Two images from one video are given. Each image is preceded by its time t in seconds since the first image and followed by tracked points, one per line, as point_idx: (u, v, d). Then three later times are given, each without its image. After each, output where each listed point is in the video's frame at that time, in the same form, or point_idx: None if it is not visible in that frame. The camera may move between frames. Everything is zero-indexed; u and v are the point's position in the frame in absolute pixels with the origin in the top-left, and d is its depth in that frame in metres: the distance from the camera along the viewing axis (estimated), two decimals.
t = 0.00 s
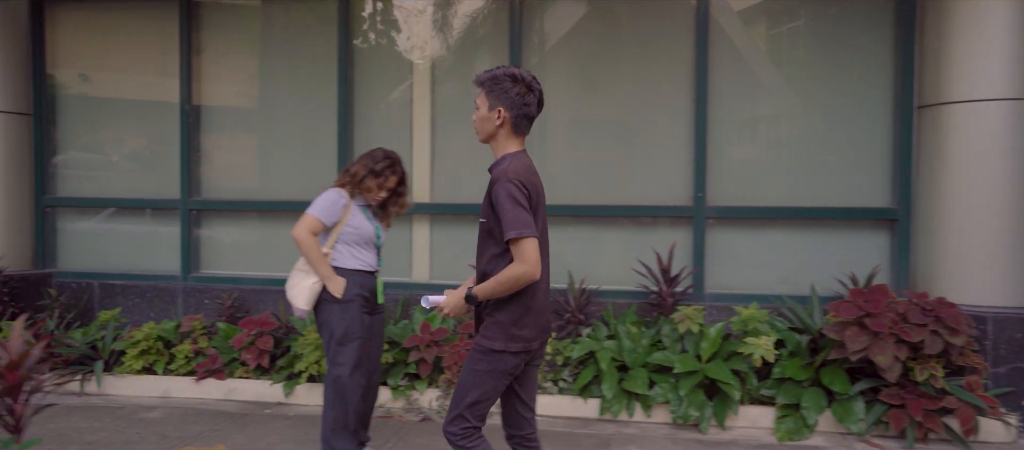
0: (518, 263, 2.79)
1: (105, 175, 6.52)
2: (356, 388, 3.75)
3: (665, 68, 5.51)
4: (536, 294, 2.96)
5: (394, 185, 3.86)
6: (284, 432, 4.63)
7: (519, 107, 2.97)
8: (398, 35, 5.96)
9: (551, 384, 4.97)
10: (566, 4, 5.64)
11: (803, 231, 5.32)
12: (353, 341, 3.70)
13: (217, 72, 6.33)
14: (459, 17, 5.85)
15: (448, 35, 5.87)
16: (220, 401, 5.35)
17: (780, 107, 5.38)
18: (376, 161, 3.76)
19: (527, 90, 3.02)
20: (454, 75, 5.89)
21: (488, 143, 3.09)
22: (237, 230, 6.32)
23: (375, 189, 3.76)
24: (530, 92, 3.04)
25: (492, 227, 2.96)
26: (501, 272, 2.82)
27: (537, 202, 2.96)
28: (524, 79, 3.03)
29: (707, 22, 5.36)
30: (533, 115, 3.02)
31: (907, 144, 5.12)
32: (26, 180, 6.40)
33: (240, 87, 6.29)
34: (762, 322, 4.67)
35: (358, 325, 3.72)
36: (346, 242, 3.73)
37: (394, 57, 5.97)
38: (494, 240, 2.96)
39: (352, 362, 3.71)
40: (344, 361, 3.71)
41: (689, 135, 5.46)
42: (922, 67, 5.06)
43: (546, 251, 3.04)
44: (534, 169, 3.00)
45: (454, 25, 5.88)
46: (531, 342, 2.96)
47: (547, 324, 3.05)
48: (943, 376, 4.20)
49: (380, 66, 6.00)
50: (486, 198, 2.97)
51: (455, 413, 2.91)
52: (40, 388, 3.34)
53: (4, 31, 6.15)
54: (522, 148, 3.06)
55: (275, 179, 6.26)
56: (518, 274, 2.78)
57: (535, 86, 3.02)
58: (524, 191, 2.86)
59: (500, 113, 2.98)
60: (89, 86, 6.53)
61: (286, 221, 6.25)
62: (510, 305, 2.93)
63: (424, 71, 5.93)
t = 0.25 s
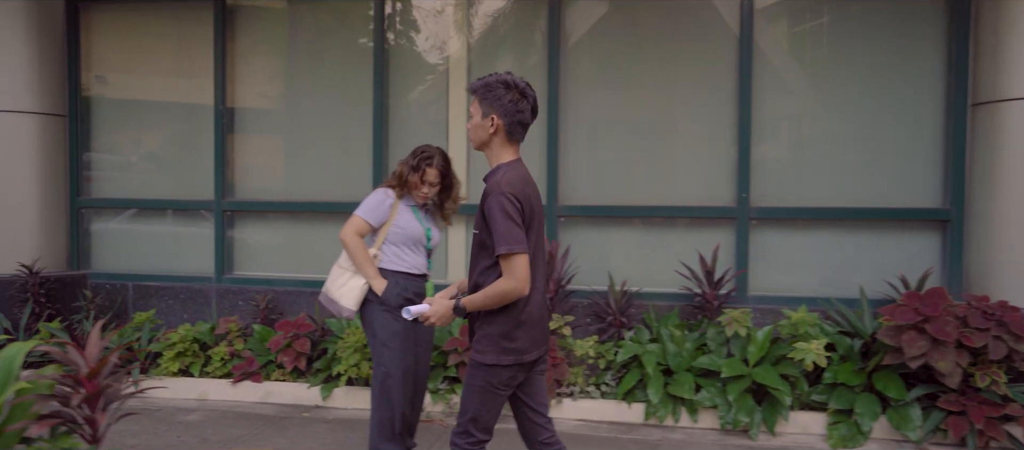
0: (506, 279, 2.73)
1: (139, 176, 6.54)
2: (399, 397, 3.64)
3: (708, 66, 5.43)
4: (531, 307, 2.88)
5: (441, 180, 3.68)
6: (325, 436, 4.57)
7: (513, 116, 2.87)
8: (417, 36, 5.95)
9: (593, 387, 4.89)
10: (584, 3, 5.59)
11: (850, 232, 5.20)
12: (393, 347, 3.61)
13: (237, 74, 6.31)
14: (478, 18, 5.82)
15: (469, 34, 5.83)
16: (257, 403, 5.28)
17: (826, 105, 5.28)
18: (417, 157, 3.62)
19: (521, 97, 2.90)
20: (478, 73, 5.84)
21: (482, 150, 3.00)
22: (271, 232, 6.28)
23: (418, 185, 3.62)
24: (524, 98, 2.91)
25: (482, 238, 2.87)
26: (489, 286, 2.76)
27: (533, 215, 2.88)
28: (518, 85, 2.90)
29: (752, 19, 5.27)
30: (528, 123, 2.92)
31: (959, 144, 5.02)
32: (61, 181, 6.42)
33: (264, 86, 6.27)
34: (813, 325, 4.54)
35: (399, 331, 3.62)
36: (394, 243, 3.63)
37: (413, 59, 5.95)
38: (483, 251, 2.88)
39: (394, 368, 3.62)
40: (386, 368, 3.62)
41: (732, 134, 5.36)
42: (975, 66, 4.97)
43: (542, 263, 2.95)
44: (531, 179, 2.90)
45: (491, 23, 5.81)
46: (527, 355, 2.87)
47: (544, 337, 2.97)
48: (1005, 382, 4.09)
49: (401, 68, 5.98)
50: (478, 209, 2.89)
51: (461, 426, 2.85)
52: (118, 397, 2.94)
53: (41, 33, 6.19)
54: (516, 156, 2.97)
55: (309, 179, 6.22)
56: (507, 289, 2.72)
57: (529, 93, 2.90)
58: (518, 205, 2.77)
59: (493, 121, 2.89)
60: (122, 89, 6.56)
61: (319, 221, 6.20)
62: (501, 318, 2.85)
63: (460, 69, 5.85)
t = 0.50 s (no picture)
0: (464, 269, 2.79)
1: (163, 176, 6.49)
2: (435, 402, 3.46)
3: (745, 62, 5.32)
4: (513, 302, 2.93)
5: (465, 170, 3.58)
6: (360, 440, 4.49)
7: (502, 103, 2.95)
8: (428, 35, 5.88)
9: (630, 390, 4.80)
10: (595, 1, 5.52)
11: (893, 231, 5.08)
12: (421, 347, 3.50)
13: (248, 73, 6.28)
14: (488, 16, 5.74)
15: (483, 33, 5.75)
16: (287, 406, 5.22)
17: (867, 102, 5.16)
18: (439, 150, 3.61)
19: (510, 85, 2.97)
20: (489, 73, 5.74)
21: (469, 137, 3.07)
22: (296, 232, 6.20)
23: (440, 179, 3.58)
24: (515, 87, 2.98)
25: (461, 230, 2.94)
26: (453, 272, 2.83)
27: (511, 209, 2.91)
28: (508, 73, 2.97)
29: (790, 15, 5.16)
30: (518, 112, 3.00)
31: (1006, 141, 4.89)
32: (85, 180, 6.38)
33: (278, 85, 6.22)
34: (860, 328, 4.43)
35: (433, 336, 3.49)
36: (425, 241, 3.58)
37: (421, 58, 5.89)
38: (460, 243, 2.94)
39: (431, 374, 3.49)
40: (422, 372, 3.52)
41: (770, 132, 5.26)
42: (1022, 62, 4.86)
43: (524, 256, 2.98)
44: (511, 172, 2.93)
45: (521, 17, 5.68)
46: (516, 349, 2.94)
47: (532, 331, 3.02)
48: None
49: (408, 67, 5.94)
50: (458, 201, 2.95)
51: (478, 429, 2.92)
52: (184, 408, 2.91)
53: (65, 32, 6.14)
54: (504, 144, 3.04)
55: (336, 178, 6.14)
56: (465, 279, 2.78)
57: (517, 81, 2.97)
58: (490, 197, 2.81)
59: (480, 108, 2.96)
60: (145, 88, 6.51)
61: (345, 222, 6.12)
62: (480, 310, 2.92)
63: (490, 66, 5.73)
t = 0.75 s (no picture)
0: (438, 277, 2.72)
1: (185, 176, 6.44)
2: (445, 408, 3.05)
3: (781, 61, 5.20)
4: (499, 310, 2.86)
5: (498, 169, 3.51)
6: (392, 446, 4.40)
7: (489, 112, 2.90)
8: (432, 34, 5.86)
9: (665, 396, 4.71)
10: None
11: (933, 234, 4.97)
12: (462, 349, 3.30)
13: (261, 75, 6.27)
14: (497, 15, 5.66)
15: (493, 33, 5.67)
16: (314, 411, 5.13)
17: (906, 102, 5.06)
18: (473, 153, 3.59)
19: (498, 94, 2.93)
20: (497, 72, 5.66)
21: (456, 145, 3.01)
22: (320, 233, 6.12)
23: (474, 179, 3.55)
24: (502, 95, 2.94)
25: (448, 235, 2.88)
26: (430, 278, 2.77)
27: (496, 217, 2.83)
28: (496, 81, 2.93)
29: (825, 12, 5.05)
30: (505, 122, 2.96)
31: None
32: (107, 181, 6.33)
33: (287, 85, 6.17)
34: (903, 333, 4.32)
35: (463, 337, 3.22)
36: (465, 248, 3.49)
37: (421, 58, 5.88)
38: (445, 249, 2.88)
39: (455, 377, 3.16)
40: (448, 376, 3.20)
41: (806, 132, 5.16)
42: None
43: (510, 264, 2.90)
44: (496, 179, 2.86)
45: (550, 15, 5.58)
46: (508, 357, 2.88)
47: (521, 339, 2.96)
48: None
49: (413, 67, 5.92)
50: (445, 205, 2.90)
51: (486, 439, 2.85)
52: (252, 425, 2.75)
53: (86, 31, 6.09)
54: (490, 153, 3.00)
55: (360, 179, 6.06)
56: (437, 287, 2.70)
57: (505, 90, 2.92)
58: (470, 204, 2.73)
59: (467, 116, 2.90)
60: (166, 88, 6.46)
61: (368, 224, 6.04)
62: (462, 318, 2.85)
63: (518, 66, 5.62)
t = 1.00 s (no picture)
0: (447, 271, 2.72)
1: (205, 177, 6.38)
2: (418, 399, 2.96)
3: (813, 62, 5.14)
4: (485, 304, 2.87)
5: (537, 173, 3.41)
6: None
7: (477, 110, 2.89)
8: (433, 33, 5.86)
9: (698, 400, 4.63)
10: None
11: (968, 236, 4.91)
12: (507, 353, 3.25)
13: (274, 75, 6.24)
14: (507, 13, 5.61)
15: (503, 33, 5.62)
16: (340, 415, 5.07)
17: (942, 103, 4.98)
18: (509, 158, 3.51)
19: (486, 92, 2.93)
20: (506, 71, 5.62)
21: (441, 141, 2.98)
22: (343, 236, 6.06)
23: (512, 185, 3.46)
24: (490, 94, 2.94)
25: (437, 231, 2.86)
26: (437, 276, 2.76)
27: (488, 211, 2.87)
28: (483, 80, 2.93)
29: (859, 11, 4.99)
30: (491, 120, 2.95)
31: None
32: (127, 182, 6.27)
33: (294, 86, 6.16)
34: (946, 337, 4.23)
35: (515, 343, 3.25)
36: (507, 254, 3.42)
37: (423, 60, 5.90)
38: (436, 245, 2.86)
39: (507, 381, 3.19)
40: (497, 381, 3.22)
41: (838, 133, 5.09)
42: None
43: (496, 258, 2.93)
44: (485, 176, 2.89)
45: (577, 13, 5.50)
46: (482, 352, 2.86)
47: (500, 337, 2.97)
48: None
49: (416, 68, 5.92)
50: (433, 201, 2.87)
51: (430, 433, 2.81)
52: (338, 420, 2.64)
53: (106, 31, 6.03)
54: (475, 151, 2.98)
55: (383, 181, 6.01)
56: (449, 281, 2.71)
57: (494, 88, 2.93)
58: (465, 198, 2.75)
59: (455, 113, 2.88)
60: (186, 88, 6.40)
61: (392, 225, 5.98)
62: (449, 313, 2.84)
63: (545, 64, 5.53)
